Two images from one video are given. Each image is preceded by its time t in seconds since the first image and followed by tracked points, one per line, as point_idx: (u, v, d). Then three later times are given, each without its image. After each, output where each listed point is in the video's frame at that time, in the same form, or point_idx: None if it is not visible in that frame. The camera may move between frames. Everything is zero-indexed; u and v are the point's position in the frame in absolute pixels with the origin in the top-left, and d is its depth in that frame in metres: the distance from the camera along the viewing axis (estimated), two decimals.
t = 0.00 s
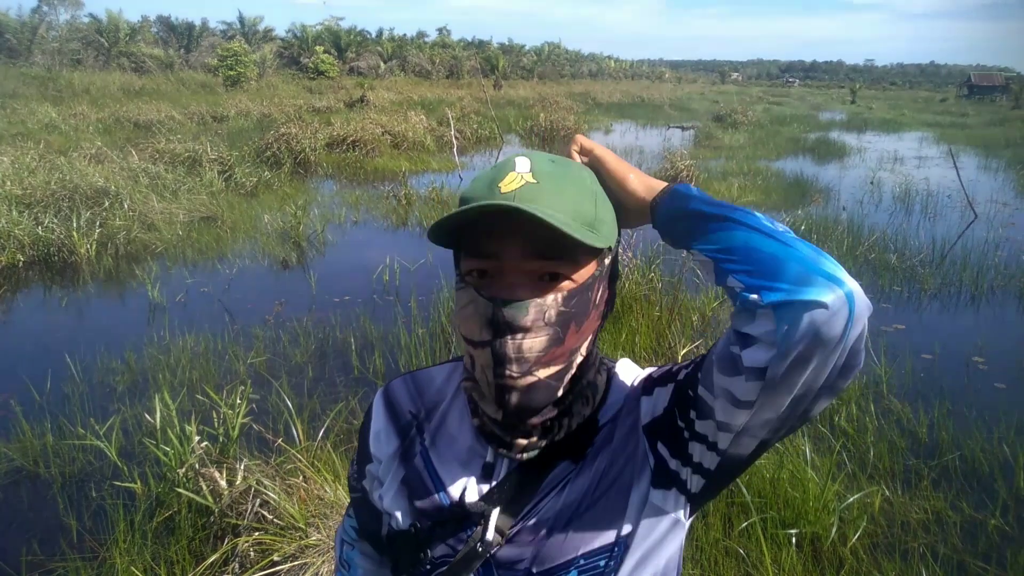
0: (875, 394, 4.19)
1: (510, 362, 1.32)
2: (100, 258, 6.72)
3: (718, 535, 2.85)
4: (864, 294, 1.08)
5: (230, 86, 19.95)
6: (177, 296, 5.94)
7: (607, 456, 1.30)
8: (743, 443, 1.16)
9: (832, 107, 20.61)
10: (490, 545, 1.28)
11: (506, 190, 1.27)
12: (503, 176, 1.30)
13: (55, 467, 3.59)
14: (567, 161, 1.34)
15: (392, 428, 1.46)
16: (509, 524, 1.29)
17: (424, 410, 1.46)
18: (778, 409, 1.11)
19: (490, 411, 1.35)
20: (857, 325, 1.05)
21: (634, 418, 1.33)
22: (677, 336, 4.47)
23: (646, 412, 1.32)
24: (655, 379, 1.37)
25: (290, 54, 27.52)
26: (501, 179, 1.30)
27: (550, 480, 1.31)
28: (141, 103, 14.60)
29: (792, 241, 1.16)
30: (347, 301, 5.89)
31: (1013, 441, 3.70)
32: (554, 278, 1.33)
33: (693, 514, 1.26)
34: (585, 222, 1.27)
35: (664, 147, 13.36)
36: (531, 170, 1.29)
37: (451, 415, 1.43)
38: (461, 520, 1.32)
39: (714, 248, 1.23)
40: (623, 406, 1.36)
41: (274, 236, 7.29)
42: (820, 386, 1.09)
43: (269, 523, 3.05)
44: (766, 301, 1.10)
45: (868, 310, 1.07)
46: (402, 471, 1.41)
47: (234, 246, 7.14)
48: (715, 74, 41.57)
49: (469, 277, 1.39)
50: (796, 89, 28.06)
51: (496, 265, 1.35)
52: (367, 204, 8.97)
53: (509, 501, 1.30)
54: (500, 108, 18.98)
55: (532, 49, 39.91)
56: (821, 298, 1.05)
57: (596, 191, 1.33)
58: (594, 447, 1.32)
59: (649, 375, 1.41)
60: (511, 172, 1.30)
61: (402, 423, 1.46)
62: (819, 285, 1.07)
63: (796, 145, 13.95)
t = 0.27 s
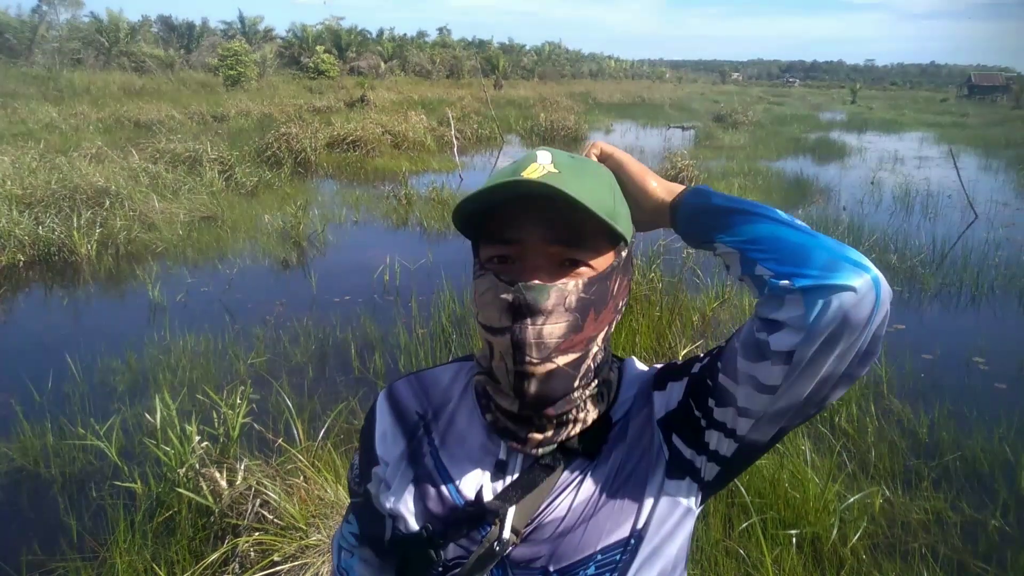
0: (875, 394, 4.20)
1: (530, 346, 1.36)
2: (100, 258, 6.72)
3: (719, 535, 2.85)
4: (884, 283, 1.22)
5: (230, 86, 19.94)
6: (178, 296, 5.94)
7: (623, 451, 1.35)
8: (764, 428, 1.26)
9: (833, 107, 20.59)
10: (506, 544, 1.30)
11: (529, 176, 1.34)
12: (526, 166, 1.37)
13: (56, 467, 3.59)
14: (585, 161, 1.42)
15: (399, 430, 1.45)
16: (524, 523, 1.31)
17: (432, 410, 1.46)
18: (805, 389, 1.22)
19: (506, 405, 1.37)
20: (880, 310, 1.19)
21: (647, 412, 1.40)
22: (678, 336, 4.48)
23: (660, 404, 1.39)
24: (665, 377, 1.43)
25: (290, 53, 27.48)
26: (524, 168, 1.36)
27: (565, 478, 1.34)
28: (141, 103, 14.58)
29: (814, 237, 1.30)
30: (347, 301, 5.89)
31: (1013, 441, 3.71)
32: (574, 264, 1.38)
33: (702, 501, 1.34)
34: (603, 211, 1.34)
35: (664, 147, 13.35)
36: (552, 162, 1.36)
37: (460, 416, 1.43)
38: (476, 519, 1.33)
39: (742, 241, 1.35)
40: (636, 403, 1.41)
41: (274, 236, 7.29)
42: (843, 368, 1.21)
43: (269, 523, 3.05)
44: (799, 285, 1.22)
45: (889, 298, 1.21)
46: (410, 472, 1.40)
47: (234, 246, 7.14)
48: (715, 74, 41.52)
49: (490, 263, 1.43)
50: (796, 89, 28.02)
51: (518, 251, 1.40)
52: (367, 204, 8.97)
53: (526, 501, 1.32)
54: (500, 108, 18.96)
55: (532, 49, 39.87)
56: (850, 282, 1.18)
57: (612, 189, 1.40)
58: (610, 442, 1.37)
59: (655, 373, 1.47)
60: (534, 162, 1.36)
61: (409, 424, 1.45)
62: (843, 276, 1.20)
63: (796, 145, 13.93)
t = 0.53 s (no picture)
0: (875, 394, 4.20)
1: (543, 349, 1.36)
2: (100, 258, 6.72)
3: (719, 536, 2.85)
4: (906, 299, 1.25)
5: (230, 86, 19.94)
6: (178, 296, 5.94)
7: (635, 452, 1.37)
8: (782, 434, 1.29)
9: (832, 107, 20.59)
10: (518, 544, 1.30)
11: (544, 181, 1.32)
12: (540, 169, 1.35)
13: (55, 467, 3.59)
14: (598, 160, 1.40)
15: (407, 429, 1.42)
16: (535, 523, 1.31)
17: (440, 410, 1.44)
18: (827, 399, 1.26)
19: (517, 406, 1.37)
20: (905, 326, 1.23)
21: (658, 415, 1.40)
22: (678, 336, 4.49)
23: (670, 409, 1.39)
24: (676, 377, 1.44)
25: (290, 53, 27.48)
26: (537, 171, 1.34)
27: (576, 478, 1.34)
28: (141, 103, 14.59)
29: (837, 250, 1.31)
30: (347, 301, 5.89)
31: (1014, 441, 3.70)
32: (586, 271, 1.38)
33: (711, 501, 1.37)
34: (619, 214, 1.34)
35: (664, 147, 13.36)
36: (566, 165, 1.35)
37: (471, 415, 1.42)
38: (488, 518, 1.32)
39: (764, 252, 1.36)
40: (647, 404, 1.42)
41: (274, 236, 7.29)
42: (864, 381, 1.25)
43: (269, 523, 3.05)
44: (829, 300, 1.23)
45: (912, 314, 1.24)
46: (421, 473, 1.37)
47: (234, 246, 7.14)
48: (715, 74, 41.52)
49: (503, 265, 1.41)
50: (796, 89, 28.02)
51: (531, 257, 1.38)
52: (367, 204, 8.97)
53: (538, 500, 1.32)
54: (500, 108, 18.97)
55: (533, 49, 39.87)
56: (880, 300, 1.21)
57: (625, 189, 1.39)
58: (622, 444, 1.38)
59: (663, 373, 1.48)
60: (549, 165, 1.35)
61: (417, 424, 1.42)
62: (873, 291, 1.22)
63: (796, 145, 13.94)
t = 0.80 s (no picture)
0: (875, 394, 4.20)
1: (515, 391, 1.35)
2: (100, 258, 6.72)
3: (719, 535, 2.85)
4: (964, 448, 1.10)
5: (230, 86, 19.96)
6: (178, 296, 5.94)
7: (645, 466, 1.31)
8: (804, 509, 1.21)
9: (832, 108, 20.61)
10: (523, 529, 1.29)
11: (500, 230, 1.30)
12: (500, 211, 1.31)
13: (55, 467, 3.59)
14: (571, 177, 1.29)
15: (419, 419, 1.44)
16: (541, 507, 1.30)
17: (450, 401, 1.45)
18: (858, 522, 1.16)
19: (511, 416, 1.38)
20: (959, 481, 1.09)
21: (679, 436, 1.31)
22: (678, 336, 4.50)
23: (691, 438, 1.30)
24: (704, 393, 1.34)
25: (290, 54, 27.51)
26: (497, 215, 1.31)
27: (581, 471, 1.31)
28: (141, 103, 14.60)
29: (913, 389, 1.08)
30: (347, 301, 5.90)
31: (1014, 441, 3.71)
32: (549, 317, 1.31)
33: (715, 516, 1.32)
34: (578, 257, 1.27)
35: (664, 147, 13.37)
36: (526, 203, 1.28)
37: (480, 405, 1.42)
38: (493, 505, 1.33)
39: (831, 382, 1.09)
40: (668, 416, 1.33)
41: (274, 236, 7.30)
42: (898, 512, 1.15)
43: (269, 523, 3.05)
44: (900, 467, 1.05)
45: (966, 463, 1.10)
46: (431, 462, 1.40)
47: (234, 246, 7.14)
48: (715, 74, 41.54)
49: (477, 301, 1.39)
50: (795, 89, 28.05)
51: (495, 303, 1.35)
52: (367, 204, 8.98)
53: (544, 489, 1.30)
54: (500, 108, 18.98)
55: (532, 49, 39.89)
56: (947, 475, 1.05)
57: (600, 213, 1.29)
58: (633, 456, 1.31)
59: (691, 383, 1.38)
60: (507, 205, 1.30)
61: (428, 413, 1.44)
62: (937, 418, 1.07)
63: (796, 145, 13.95)
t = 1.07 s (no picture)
0: (875, 394, 4.20)
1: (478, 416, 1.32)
2: (99, 258, 6.72)
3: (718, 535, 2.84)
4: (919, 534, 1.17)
5: (230, 86, 19.95)
6: (177, 296, 5.94)
7: (637, 490, 1.25)
8: None
9: (832, 108, 20.61)
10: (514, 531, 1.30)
11: (440, 271, 1.27)
12: (440, 252, 1.28)
13: (55, 467, 3.59)
14: (505, 214, 1.21)
15: (424, 416, 1.45)
16: (533, 507, 1.29)
17: (453, 400, 1.43)
18: None
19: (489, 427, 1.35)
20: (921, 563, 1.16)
21: (677, 467, 1.22)
22: (678, 335, 4.49)
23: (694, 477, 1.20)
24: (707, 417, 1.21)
25: (289, 53, 27.50)
26: (439, 256, 1.28)
27: (569, 479, 1.28)
28: (141, 103, 14.59)
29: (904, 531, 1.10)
30: (346, 301, 5.89)
31: (1014, 441, 3.70)
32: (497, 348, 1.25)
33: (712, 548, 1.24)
34: (514, 298, 1.21)
35: (664, 147, 13.37)
36: (460, 245, 1.24)
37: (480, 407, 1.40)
38: (485, 510, 1.33)
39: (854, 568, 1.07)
40: (665, 439, 1.23)
41: (274, 236, 7.29)
42: None
43: (269, 523, 3.05)
44: None
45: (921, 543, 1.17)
46: (432, 460, 1.41)
47: (234, 246, 7.14)
48: (715, 73, 41.55)
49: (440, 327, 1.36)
50: (795, 89, 28.06)
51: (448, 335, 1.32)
52: (367, 204, 8.97)
53: (532, 494, 1.28)
54: (500, 108, 18.98)
55: (532, 49, 39.89)
56: None
57: (535, 249, 1.20)
58: (624, 480, 1.26)
59: (697, 401, 1.24)
60: (445, 246, 1.26)
61: (433, 411, 1.44)
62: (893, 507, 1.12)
63: (796, 145, 13.95)
